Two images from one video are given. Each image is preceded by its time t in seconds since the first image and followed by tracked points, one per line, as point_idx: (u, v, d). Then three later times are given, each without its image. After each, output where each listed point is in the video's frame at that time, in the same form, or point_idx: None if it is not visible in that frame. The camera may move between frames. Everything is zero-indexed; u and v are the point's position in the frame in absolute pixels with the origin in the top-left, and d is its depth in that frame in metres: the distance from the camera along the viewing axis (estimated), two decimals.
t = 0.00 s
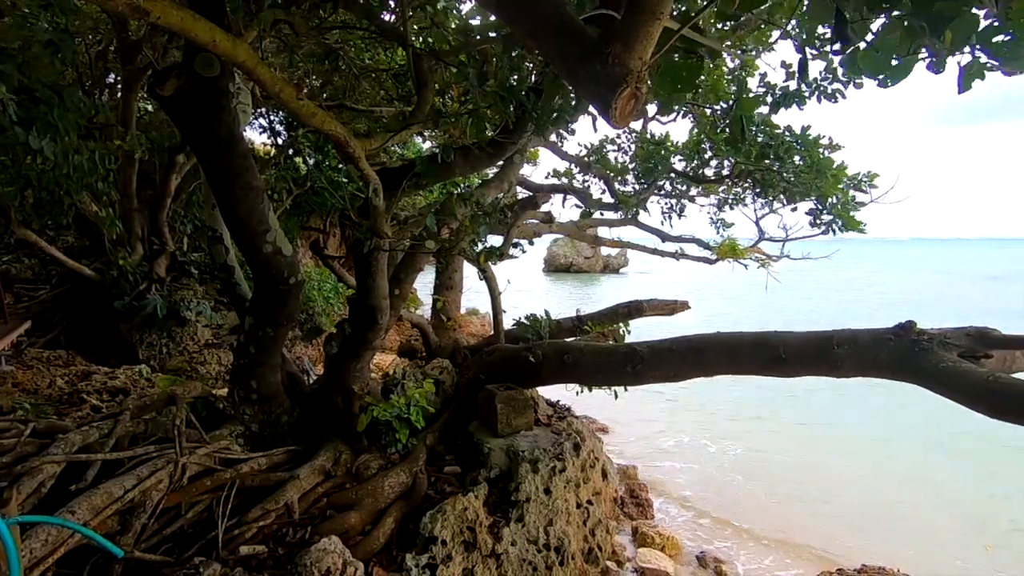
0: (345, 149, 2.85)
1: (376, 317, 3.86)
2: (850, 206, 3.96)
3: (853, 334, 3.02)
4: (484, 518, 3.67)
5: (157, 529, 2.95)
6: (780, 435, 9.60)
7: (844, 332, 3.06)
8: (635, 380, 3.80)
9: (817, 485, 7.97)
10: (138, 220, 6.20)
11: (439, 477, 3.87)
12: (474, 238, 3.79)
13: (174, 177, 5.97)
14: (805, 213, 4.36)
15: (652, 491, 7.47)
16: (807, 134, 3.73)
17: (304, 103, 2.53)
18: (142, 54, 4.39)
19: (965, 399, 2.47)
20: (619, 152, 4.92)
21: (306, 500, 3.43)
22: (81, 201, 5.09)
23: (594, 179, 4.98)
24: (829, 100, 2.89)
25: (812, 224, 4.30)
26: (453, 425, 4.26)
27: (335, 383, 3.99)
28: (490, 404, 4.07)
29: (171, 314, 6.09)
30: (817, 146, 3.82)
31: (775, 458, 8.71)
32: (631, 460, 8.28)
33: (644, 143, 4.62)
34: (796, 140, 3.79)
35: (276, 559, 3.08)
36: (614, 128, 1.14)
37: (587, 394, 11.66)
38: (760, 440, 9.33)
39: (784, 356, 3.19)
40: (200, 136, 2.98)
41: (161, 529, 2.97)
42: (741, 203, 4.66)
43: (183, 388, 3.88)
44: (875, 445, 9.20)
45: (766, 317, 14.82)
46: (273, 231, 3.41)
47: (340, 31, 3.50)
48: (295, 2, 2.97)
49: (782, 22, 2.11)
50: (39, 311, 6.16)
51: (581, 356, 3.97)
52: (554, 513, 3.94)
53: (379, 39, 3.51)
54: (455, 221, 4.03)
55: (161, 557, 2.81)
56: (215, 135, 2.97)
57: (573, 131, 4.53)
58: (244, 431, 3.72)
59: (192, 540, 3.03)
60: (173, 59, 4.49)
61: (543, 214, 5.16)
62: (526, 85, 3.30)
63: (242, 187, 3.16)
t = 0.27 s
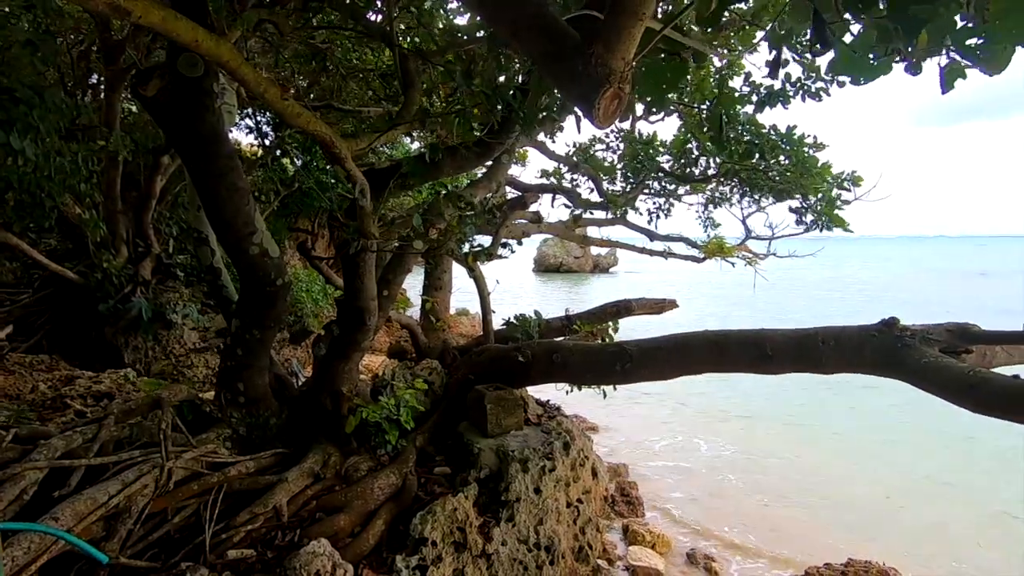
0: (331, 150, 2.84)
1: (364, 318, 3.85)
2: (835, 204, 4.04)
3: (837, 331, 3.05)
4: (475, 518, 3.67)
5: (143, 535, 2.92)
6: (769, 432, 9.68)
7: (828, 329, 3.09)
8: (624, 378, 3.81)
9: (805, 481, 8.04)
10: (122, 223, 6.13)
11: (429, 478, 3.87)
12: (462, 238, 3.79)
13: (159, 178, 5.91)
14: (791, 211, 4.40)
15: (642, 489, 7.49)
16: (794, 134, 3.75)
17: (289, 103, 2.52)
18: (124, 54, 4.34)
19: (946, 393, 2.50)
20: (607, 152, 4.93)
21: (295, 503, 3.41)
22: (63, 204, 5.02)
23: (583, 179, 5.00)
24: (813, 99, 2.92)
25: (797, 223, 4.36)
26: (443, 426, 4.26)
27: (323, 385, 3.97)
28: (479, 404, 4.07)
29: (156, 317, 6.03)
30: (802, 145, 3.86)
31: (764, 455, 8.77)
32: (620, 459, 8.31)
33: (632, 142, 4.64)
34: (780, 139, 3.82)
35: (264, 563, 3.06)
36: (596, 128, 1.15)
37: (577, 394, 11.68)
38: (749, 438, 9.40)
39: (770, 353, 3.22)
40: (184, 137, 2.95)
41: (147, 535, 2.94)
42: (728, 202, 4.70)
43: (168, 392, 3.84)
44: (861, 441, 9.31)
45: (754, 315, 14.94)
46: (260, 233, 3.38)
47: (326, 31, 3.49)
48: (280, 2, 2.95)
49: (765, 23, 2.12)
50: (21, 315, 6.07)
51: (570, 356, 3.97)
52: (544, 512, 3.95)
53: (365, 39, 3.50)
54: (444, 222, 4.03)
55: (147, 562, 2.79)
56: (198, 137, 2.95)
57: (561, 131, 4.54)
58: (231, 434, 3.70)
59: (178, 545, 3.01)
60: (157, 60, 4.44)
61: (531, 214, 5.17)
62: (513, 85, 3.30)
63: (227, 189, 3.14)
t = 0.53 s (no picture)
0: (317, 150, 2.82)
1: (353, 319, 3.84)
2: (821, 201, 4.09)
3: (822, 328, 3.08)
4: (465, 519, 3.67)
5: (129, 540, 2.89)
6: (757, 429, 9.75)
7: (813, 327, 3.12)
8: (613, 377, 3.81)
9: (792, 477, 8.10)
10: (106, 224, 6.05)
11: (419, 479, 3.86)
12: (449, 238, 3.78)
13: (144, 179, 5.84)
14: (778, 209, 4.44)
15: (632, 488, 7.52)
16: (778, 133, 3.81)
17: (274, 103, 2.50)
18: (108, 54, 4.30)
19: (928, 388, 2.53)
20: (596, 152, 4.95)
21: (283, 506, 3.39)
22: (46, 205, 4.95)
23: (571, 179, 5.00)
24: (798, 98, 2.95)
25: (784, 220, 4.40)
26: (433, 426, 4.25)
27: (312, 386, 3.94)
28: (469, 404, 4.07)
29: (142, 319, 5.96)
30: (788, 143, 3.90)
31: (752, 452, 8.83)
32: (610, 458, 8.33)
33: (621, 141, 4.65)
34: (767, 137, 3.85)
35: (252, 566, 3.04)
36: (582, 127, 1.15)
37: (567, 393, 11.69)
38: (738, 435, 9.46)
39: (756, 351, 3.24)
40: (168, 136, 2.92)
41: (132, 540, 2.91)
42: (716, 200, 4.72)
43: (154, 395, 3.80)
44: (848, 437, 9.40)
45: (742, 313, 15.04)
46: (246, 234, 3.35)
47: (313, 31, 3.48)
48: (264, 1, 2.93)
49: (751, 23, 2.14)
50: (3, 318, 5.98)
51: (559, 355, 3.97)
52: (534, 512, 3.96)
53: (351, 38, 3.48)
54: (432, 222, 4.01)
55: (132, 567, 2.76)
56: (183, 135, 2.93)
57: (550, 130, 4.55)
58: (219, 437, 3.67)
59: (164, 550, 2.97)
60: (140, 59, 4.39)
61: (520, 214, 5.17)
62: (501, 85, 3.30)
63: (213, 189, 3.11)
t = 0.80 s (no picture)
0: (297, 149, 2.80)
1: (335, 320, 3.81)
2: (800, 199, 4.12)
3: (800, 326, 3.11)
4: (449, 519, 3.66)
5: (106, 546, 2.84)
6: (740, 427, 9.84)
7: (792, 325, 3.15)
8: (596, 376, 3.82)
9: (775, 474, 8.19)
10: (82, 225, 5.94)
11: (403, 480, 3.84)
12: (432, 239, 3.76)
13: (121, 179, 5.75)
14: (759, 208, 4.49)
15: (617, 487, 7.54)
16: (758, 132, 3.84)
17: (252, 101, 2.47)
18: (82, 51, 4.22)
19: (903, 384, 2.57)
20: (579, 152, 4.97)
21: (265, 509, 3.36)
22: (18, 205, 4.85)
23: (556, 179, 5.01)
24: (777, 98, 2.98)
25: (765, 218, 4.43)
26: (417, 427, 4.22)
27: (294, 388, 3.91)
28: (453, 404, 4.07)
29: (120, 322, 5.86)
30: (768, 142, 3.94)
31: (735, 450, 8.91)
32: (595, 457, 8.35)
33: (604, 141, 4.68)
34: (747, 136, 3.90)
35: (234, 570, 2.99)
36: (560, 129, 1.19)
37: (552, 393, 11.70)
38: (721, 433, 9.55)
39: (736, 348, 3.26)
40: (145, 135, 2.88)
41: (109, 546, 2.85)
42: (698, 200, 4.77)
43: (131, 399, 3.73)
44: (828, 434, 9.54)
45: (725, 312, 15.17)
46: (226, 234, 3.31)
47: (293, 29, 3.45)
48: None
49: (731, 25, 2.15)
50: None
51: (543, 354, 3.97)
52: (518, 511, 3.96)
53: (333, 37, 3.46)
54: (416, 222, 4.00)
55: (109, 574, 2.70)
56: (159, 133, 2.89)
57: (533, 130, 4.55)
58: (199, 441, 3.62)
59: (143, 556, 2.92)
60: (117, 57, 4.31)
61: (504, 214, 5.17)
62: (484, 84, 3.29)
63: (191, 189, 3.07)
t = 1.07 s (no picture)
0: (267, 147, 2.75)
1: (309, 321, 3.76)
2: (771, 197, 4.26)
3: (769, 323, 3.14)
4: (425, 520, 3.63)
5: (69, 556, 2.77)
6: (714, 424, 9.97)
7: (762, 321, 3.18)
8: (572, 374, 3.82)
9: (748, 469, 8.31)
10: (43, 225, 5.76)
11: (379, 482, 3.82)
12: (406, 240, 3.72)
13: (85, 178, 5.59)
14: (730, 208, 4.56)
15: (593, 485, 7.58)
16: (730, 133, 3.88)
17: (219, 98, 2.41)
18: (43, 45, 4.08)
19: (869, 379, 2.62)
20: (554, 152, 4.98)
21: (236, 514, 3.29)
22: None
23: (531, 178, 5.02)
24: (747, 99, 3.02)
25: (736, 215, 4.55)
26: (392, 427, 4.17)
27: (266, 390, 3.84)
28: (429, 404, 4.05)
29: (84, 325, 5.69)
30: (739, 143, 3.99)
31: (709, 447, 9.02)
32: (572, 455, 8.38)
33: (579, 141, 4.69)
34: (719, 137, 3.95)
35: None
36: (530, 129, 1.21)
37: (528, 392, 11.72)
38: (695, 430, 9.66)
39: (708, 346, 3.29)
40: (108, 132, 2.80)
41: (72, 556, 2.78)
42: (671, 200, 4.82)
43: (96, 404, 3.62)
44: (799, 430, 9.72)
45: (698, 310, 15.36)
46: (195, 234, 3.22)
47: (263, 26, 3.39)
48: None
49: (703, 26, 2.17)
50: None
51: (518, 353, 3.96)
52: (495, 510, 3.96)
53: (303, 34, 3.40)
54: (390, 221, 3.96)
55: None
56: (122, 130, 2.82)
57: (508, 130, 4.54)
58: (167, 445, 3.54)
59: (108, 566, 2.85)
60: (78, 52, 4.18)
61: (480, 213, 5.15)
62: (458, 83, 3.27)
63: (157, 188, 3.00)
